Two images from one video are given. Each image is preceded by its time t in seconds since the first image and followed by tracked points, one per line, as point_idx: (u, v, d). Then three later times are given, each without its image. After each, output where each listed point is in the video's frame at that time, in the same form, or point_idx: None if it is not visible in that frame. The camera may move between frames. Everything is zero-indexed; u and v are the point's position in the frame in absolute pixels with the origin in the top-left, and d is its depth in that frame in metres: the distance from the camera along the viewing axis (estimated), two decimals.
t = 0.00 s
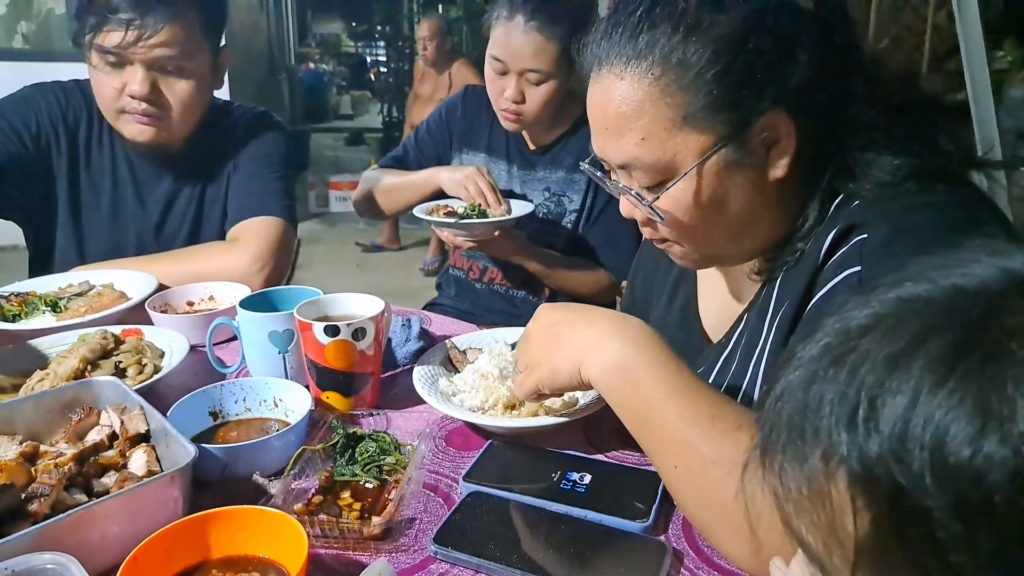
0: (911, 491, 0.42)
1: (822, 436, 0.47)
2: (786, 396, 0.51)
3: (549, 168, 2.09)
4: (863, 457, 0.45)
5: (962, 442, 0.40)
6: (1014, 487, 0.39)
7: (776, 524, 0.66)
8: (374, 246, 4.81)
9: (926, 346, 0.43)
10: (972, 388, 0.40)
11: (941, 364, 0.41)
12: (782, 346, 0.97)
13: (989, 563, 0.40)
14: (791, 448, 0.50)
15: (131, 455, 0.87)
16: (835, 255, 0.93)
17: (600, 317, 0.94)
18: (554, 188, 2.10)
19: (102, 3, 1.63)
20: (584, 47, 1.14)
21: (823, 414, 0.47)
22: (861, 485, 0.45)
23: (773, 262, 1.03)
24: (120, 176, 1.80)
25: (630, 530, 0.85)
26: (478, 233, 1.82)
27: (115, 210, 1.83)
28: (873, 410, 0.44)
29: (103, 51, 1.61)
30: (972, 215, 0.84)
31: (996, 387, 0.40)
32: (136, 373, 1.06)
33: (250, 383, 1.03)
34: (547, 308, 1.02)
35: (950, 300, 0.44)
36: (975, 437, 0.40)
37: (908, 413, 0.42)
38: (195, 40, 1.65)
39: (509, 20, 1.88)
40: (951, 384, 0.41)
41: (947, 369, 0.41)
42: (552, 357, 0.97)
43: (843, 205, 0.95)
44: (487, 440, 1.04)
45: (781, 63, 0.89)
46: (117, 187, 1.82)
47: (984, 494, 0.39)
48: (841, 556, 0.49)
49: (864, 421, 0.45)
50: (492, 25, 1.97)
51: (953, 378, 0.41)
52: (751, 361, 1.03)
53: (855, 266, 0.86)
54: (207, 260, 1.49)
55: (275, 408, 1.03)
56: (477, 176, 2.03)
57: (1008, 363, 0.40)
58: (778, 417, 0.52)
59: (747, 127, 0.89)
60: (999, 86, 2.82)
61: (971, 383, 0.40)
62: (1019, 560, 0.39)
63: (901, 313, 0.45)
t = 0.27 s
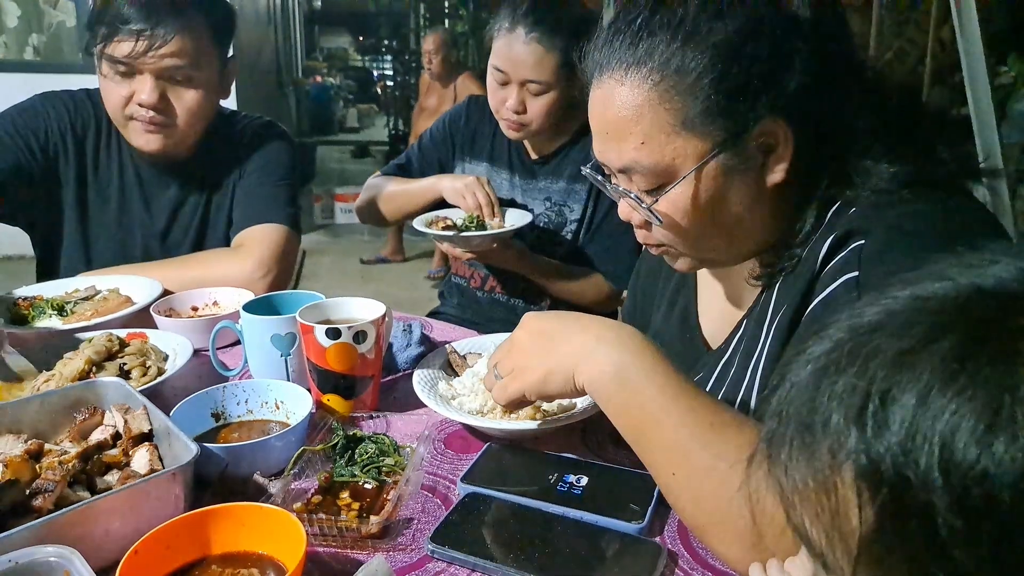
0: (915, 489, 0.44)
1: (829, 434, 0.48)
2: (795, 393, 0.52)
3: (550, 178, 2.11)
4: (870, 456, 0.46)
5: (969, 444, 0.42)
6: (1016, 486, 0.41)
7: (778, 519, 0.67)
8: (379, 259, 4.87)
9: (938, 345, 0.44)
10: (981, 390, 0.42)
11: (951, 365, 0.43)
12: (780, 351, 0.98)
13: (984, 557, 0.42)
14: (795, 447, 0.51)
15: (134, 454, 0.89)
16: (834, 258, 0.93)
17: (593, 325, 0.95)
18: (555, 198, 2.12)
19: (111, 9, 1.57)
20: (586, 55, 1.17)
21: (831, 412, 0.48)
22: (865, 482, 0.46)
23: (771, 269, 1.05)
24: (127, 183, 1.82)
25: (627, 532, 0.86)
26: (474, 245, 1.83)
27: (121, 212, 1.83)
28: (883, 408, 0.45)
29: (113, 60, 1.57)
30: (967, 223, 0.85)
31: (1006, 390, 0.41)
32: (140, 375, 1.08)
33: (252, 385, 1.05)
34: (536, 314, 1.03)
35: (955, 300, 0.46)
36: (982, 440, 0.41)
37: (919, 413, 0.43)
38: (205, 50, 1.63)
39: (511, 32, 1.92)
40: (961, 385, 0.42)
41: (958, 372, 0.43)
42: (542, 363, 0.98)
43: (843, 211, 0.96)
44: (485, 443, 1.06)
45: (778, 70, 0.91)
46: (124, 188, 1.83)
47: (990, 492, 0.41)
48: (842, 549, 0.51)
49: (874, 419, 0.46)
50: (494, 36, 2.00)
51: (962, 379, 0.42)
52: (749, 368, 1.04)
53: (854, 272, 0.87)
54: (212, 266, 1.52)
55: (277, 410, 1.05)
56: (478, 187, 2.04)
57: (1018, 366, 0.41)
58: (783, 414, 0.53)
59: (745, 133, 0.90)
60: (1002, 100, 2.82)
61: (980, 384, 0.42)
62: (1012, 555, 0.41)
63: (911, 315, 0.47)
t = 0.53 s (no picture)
0: (945, 488, 0.40)
1: (852, 423, 0.45)
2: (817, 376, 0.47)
3: (548, 182, 2.12)
4: (896, 446, 0.42)
5: (1006, 441, 0.38)
6: None
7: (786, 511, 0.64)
8: (379, 267, 4.88)
9: (973, 334, 0.41)
10: None
11: (989, 354, 0.40)
12: (778, 344, 0.98)
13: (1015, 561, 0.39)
14: (814, 430, 0.47)
15: (129, 449, 0.89)
16: (833, 250, 0.93)
17: (588, 328, 0.95)
18: (554, 202, 2.12)
19: (108, 11, 1.60)
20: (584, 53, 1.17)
21: (857, 397, 0.44)
22: (888, 473, 0.42)
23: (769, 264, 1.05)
24: (126, 186, 1.84)
25: (622, 526, 0.86)
26: (474, 249, 1.84)
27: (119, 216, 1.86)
28: (913, 395, 0.42)
29: (111, 63, 1.59)
30: (959, 223, 0.85)
31: None
32: (136, 373, 1.08)
33: (248, 383, 1.05)
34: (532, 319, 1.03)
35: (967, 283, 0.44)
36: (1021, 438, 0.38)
37: (954, 405, 0.40)
38: (203, 51, 1.65)
39: (508, 36, 1.93)
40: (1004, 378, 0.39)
41: (997, 363, 0.39)
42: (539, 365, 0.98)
43: (842, 207, 0.96)
44: (481, 440, 1.05)
45: (777, 64, 0.91)
46: (122, 193, 1.84)
47: None
48: (857, 542, 0.46)
49: (902, 407, 0.42)
50: (492, 40, 2.02)
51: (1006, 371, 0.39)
52: (746, 365, 1.03)
53: (852, 262, 0.88)
54: (211, 268, 1.52)
55: (273, 408, 1.05)
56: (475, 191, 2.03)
57: None
58: (800, 397, 0.49)
59: (746, 128, 0.91)
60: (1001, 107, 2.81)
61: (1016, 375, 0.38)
62: None
63: (947, 302, 0.43)
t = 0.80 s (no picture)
0: (905, 484, 0.39)
1: (821, 415, 0.44)
2: (798, 365, 0.47)
3: (534, 178, 2.11)
4: (861, 441, 0.41)
5: (963, 436, 0.37)
6: (1011, 484, 0.36)
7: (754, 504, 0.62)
8: (367, 266, 4.84)
9: (944, 329, 0.40)
10: (988, 378, 0.37)
11: (961, 350, 0.38)
12: (756, 331, 0.98)
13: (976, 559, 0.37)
14: (785, 418, 0.47)
15: (103, 446, 0.88)
16: (809, 238, 0.93)
17: (568, 321, 0.95)
18: (539, 198, 2.11)
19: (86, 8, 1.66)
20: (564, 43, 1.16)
21: (827, 387, 0.44)
22: (853, 465, 0.41)
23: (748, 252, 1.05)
24: (105, 180, 1.84)
25: (601, 515, 0.85)
26: (459, 247, 1.83)
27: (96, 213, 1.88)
28: (882, 390, 0.41)
29: (88, 56, 1.62)
30: (936, 208, 0.85)
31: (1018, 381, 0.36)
32: (113, 370, 1.07)
33: (227, 378, 1.04)
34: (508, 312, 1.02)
35: (941, 277, 0.44)
36: (979, 433, 0.37)
37: (916, 398, 0.39)
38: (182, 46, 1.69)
39: (493, 31, 1.92)
40: (967, 373, 0.38)
41: (962, 356, 0.38)
42: (516, 356, 0.97)
43: (820, 194, 0.96)
44: (462, 434, 1.05)
45: (755, 54, 0.90)
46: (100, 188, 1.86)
47: (985, 492, 0.37)
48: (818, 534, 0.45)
49: (871, 400, 0.41)
50: (477, 36, 2.01)
51: (972, 367, 0.38)
52: (725, 353, 1.04)
53: (827, 250, 0.89)
54: (191, 266, 1.50)
55: (252, 403, 1.04)
56: (449, 176, 2.07)
57: None
58: (776, 385, 0.49)
59: (724, 117, 0.90)
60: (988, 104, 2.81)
61: (990, 371, 0.37)
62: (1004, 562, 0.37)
63: (933, 297, 0.42)
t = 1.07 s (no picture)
0: (853, 473, 0.40)
1: (776, 407, 0.45)
2: (751, 361, 0.49)
3: (525, 180, 2.13)
4: (810, 431, 0.42)
5: (903, 424, 0.38)
6: (950, 471, 0.36)
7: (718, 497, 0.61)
8: (361, 270, 4.85)
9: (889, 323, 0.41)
10: (927, 368, 0.38)
11: (903, 343, 0.39)
12: (737, 327, 1.00)
13: (919, 547, 0.38)
14: (744, 410, 0.47)
15: (94, 442, 0.89)
16: (788, 237, 0.95)
17: (558, 310, 0.96)
18: (530, 200, 2.13)
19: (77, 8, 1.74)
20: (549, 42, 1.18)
21: (781, 380, 0.45)
22: (803, 454, 0.42)
23: (729, 250, 1.07)
24: (96, 183, 1.87)
25: (585, 509, 0.87)
26: (453, 248, 1.85)
27: (90, 214, 1.90)
28: (830, 380, 0.41)
29: (79, 57, 1.71)
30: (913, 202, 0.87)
31: (954, 370, 0.37)
32: (105, 369, 1.08)
33: (217, 376, 1.05)
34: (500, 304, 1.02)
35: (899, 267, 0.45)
36: (919, 421, 0.37)
37: (862, 388, 0.40)
38: (171, 46, 1.74)
39: (484, 33, 1.94)
40: (906, 365, 0.39)
41: (909, 349, 0.39)
42: (506, 348, 0.97)
43: (798, 192, 0.97)
44: (450, 430, 1.06)
45: (735, 55, 0.92)
46: (93, 192, 1.87)
47: (926, 479, 0.37)
48: (775, 523, 0.45)
49: (819, 392, 0.42)
50: (468, 39, 2.02)
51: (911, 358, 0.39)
52: (707, 350, 1.05)
53: (805, 249, 0.90)
54: (182, 267, 1.52)
55: (241, 401, 1.05)
56: (428, 179, 2.07)
57: (971, 348, 0.37)
58: (738, 376, 0.50)
59: (704, 117, 0.92)
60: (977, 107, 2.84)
61: (937, 363, 0.38)
62: (946, 549, 0.37)
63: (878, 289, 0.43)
